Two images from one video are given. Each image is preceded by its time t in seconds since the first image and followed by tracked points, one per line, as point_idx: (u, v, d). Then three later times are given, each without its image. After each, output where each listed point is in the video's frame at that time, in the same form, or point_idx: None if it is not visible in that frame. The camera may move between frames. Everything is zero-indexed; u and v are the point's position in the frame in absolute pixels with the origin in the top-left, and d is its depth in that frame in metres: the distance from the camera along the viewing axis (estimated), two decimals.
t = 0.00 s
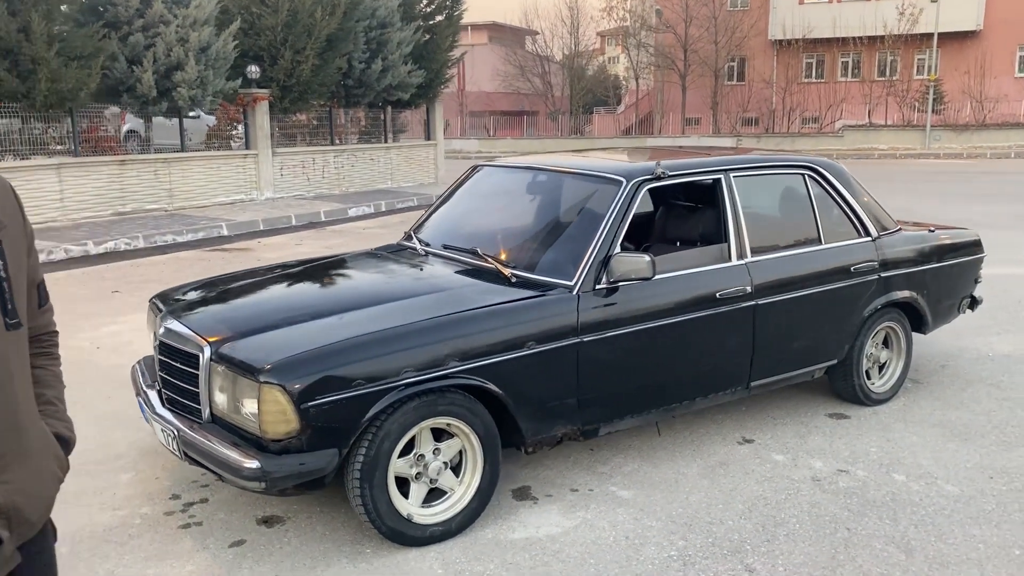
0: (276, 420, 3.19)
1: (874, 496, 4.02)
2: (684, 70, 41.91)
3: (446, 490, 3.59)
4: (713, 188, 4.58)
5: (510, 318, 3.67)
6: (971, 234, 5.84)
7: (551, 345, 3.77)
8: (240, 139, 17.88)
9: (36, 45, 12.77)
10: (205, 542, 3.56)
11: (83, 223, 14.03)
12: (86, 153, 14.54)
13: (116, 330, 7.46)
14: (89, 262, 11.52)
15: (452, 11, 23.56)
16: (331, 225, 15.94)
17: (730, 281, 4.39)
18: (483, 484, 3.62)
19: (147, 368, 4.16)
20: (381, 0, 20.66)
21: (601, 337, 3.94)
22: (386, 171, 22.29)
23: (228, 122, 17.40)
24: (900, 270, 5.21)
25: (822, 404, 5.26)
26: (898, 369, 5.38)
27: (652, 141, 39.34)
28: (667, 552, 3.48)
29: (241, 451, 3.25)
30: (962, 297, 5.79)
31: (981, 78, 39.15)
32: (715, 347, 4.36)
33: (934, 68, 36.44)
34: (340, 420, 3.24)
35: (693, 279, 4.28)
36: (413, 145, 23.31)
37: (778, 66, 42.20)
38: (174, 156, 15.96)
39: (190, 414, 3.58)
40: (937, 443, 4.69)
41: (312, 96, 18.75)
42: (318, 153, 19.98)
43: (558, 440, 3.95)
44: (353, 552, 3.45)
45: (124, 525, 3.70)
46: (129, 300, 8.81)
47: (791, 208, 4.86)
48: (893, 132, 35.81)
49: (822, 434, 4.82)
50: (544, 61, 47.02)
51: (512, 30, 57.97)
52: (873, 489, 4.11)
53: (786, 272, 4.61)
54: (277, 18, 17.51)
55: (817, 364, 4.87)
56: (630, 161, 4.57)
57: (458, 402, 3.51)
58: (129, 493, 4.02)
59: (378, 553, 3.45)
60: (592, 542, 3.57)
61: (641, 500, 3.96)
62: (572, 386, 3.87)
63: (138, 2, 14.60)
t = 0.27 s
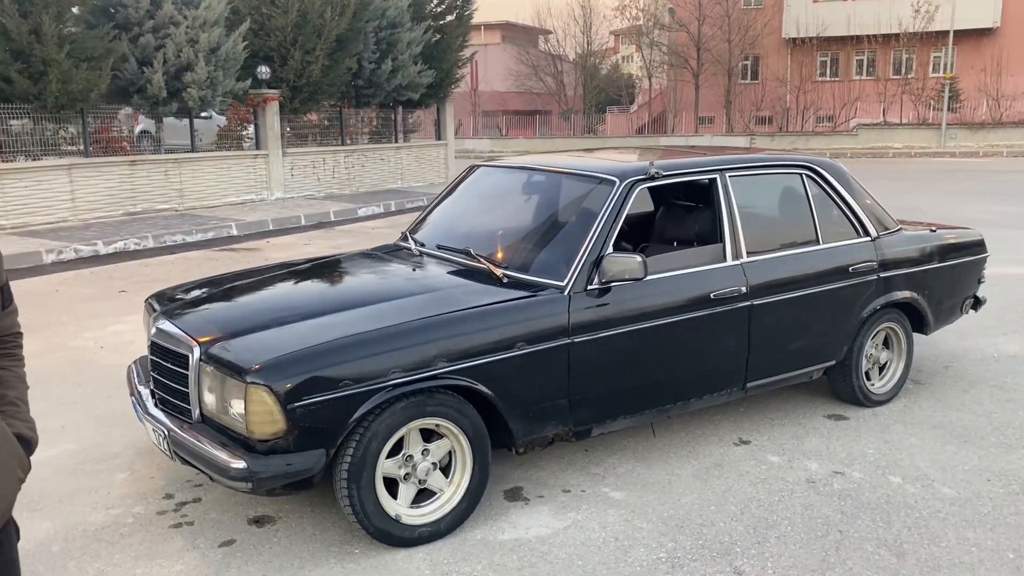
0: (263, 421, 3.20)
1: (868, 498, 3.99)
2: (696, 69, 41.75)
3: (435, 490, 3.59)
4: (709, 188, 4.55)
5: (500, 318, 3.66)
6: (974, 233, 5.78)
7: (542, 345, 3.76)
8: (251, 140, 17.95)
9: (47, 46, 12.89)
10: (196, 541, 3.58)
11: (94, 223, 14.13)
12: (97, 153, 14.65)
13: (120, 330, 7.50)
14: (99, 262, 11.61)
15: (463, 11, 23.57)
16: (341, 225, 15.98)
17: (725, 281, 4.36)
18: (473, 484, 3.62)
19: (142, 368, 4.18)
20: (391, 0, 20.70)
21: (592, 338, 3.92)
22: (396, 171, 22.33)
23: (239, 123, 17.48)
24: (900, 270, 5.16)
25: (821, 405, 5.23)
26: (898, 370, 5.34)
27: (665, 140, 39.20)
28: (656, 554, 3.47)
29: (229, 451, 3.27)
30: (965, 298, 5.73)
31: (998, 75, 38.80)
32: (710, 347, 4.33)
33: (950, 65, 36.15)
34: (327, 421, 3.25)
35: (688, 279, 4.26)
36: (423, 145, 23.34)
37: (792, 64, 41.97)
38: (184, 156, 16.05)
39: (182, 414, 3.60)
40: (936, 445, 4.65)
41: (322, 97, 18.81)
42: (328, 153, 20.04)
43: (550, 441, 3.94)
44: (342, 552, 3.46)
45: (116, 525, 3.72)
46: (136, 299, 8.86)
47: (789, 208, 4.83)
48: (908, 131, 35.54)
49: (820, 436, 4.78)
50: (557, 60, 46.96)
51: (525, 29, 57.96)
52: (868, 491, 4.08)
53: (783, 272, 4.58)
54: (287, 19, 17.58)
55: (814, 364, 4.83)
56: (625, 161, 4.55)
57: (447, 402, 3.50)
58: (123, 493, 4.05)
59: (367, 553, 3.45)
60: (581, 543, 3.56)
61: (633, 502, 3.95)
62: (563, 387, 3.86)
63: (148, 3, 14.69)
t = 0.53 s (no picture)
0: (265, 423, 3.21)
1: (875, 503, 3.95)
2: (715, 68, 41.55)
3: (437, 494, 3.59)
4: (715, 190, 4.53)
5: (502, 321, 3.66)
6: (988, 235, 5.71)
7: (545, 348, 3.75)
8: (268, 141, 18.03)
9: (66, 49, 13.06)
10: (199, 543, 3.60)
11: (111, 223, 14.26)
12: (114, 154, 14.77)
13: (134, 330, 7.56)
14: (116, 262, 11.71)
15: (478, 11, 23.60)
16: (356, 225, 16.03)
17: (732, 284, 4.33)
18: (475, 487, 3.61)
19: (149, 369, 4.21)
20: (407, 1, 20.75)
21: (596, 341, 3.91)
22: (412, 171, 22.37)
23: (255, 124, 17.58)
24: (911, 272, 5.11)
25: (831, 408, 5.18)
26: (909, 373, 5.29)
27: (683, 139, 39.04)
28: (659, 559, 3.45)
29: (231, 453, 3.28)
30: (979, 300, 5.66)
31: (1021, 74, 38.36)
32: (717, 350, 4.31)
33: (972, 64, 35.78)
34: (328, 423, 3.25)
35: (693, 282, 4.23)
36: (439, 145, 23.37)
37: (811, 63, 41.69)
38: (201, 157, 16.16)
39: (186, 415, 3.62)
40: (947, 449, 4.59)
41: (338, 97, 18.89)
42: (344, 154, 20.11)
43: (554, 444, 3.93)
44: (344, 555, 3.46)
45: (122, 525, 3.75)
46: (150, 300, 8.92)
47: (797, 210, 4.79)
48: (929, 130, 35.21)
49: (829, 439, 4.74)
50: (574, 59, 46.88)
51: (542, 29, 57.91)
52: (875, 496, 4.04)
53: (791, 275, 4.54)
54: (304, 20, 17.66)
55: (823, 367, 4.79)
56: (631, 162, 4.53)
57: (449, 405, 3.50)
58: (130, 493, 4.08)
59: (369, 556, 3.45)
60: (583, 548, 3.54)
61: (637, 506, 3.93)
62: (567, 390, 3.85)
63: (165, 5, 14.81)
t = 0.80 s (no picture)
0: (268, 423, 3.19)
1: (889, 508, 3.88)
2: (734, 66, 41.28)
3: (443, 495, 3.56)
4: (727, 189, 4.46)
5: (508, 321, 3.62)
6: (1008, 235, 5.60)
7: (552, 349, 3.71)
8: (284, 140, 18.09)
9: (84, 48, 13.17)
10: (204, 543, 3.58)
11: (128, 221, 14.34)
12: (132, 153, 14.85)
13: (146, 329, 7.58)
14: (132, 261, 11.78)
15: (495, 10, 23.57)
16: (371, 224, 16.05)
17: (744, 283, 4.27)
18: (481, 489, 3.58)
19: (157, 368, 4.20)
20: None
21: (605, 341, 3.86)
22: (428, 170, 22.37)
23: (272, 123, 17.64)
24: (928, 273, 5.02)
25: (845, 410, 5.11)
26: (926, 375, 5.21)
27: (702, 138, 38.81)
28: (666, 563, 3.40)
29: (235, 452, 3.26)
30: (997, 301, 5.56)
31: None
32: (728, 351, 4.24)
33: (995, 61, 35.35)
34: (332, 424, 3.23)
35: (704, 282, 4.17)
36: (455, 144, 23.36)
37: (831, 60, 41.33)
38: (218, 156, 16.23)
39: (192, 415, 3.61)
40: (964, 453, 4.51)
41: (354, 96, 18.93)
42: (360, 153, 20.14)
43: (561, 446, 3.89)
44: (348, 557, 3.44)
45: (128, 525, 3.75)
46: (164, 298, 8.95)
47: (812, 209, 4.71)
48: (951, 128, 34.82)
49: (843, 442, 4.66)
50: (592, 57, 46.72)
51: (560, 27, 57.79)
52: (889, 500, 3.97)
53: (804, 275, 4.47)
54: (320, 19, 17.71)
55: (837, 368, 4.72)
56: (641, 161, 4.47)
57: (455, 406, 3.47)
58: (137, 493, 4.08)
59: (373, 558, 3.43)
60: (590, 551, 3.49)
61: (646, 509, 3.88)
62: (575, 391, 3.81)
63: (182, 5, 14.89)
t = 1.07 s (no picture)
0: (267, 424, 3.16)
1: (902, 513, 3.79)
2: (753, 62, 40.99)
3: (445, 497, 3.51)
4: (738, 187, 4.38)
5: (512, 321, 3.56)
6: None
7: (556, 349, 3.64)
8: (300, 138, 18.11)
9: (100, 47, 13.27)
10: (206, 543, 3.56)
11: (144, 219, 14.41)
12: (148, 151, 14.86)
13: (157, 326, 7.58)
14: (147, 258, 11.83)
15: (511, 7, 23.52)
16: (386, 222, 16.04)
17: (754, 283, 4.19)
18: (483, 491, 3.53)
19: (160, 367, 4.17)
20: None
21: (611, 342, 3.80)
22: (444, 168, 22.35)
23: (287, 121, 17.68)
24: (945, 272, 4.91)
25: (860, 412, 5.01)
26: (943, 376, 5.10)
27: (720, 135, 38.55)
28: (671, 569, 3.33)
29: (234, 453, 3.23)
30: (1017, 301, 5.43)
31: None
32: (738, 352, 4.16)
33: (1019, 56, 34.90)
34: (331, 425, 3.18)
35: (713, 282, 4.10)
36: (470, 141, 23.32)
37: (852, 56, 40.94)
38: (234, 154, 16.28)
39: (193, 415, 3.57)
40: (980, 457, 4.41)
41: (370, 94, 18.94)
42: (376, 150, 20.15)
43: (567, 448, 3.83)
44: (349, 559, 3.40)
45: (130, 525, 3.73)
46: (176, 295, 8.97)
47: (825, 207, 4.61)
48: (974, 125, 34.39)
49: (856, 445, 4.57)
50: (610, 54, 46.51)
51: (578, 23, 57.60)
52: (902, 505, 3.88)
53: (817, 275, 4.38)
54: (335, 17, 17.74)
55: (850, 369, 4.63)
56: (650, 158, 4.39)
57: (457, 407, 3.42)
58: (141, 492, 4.06)
59: (374, 560, 3.39)
60: (594, 555, 3.44)
61: (653, 513, 3.81)
62: (580, 392, 3.75)
63: (198, 3, 14.94)
